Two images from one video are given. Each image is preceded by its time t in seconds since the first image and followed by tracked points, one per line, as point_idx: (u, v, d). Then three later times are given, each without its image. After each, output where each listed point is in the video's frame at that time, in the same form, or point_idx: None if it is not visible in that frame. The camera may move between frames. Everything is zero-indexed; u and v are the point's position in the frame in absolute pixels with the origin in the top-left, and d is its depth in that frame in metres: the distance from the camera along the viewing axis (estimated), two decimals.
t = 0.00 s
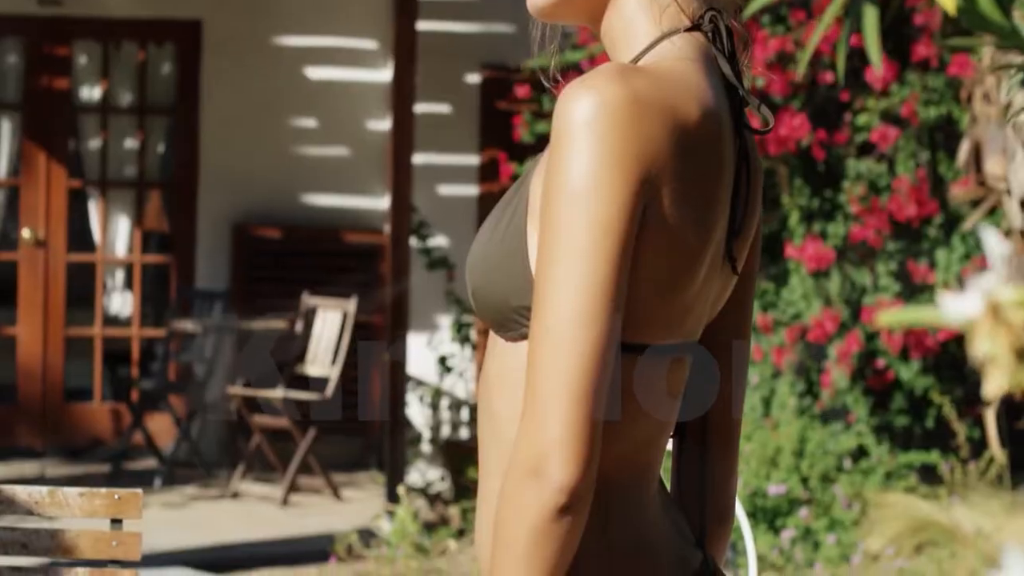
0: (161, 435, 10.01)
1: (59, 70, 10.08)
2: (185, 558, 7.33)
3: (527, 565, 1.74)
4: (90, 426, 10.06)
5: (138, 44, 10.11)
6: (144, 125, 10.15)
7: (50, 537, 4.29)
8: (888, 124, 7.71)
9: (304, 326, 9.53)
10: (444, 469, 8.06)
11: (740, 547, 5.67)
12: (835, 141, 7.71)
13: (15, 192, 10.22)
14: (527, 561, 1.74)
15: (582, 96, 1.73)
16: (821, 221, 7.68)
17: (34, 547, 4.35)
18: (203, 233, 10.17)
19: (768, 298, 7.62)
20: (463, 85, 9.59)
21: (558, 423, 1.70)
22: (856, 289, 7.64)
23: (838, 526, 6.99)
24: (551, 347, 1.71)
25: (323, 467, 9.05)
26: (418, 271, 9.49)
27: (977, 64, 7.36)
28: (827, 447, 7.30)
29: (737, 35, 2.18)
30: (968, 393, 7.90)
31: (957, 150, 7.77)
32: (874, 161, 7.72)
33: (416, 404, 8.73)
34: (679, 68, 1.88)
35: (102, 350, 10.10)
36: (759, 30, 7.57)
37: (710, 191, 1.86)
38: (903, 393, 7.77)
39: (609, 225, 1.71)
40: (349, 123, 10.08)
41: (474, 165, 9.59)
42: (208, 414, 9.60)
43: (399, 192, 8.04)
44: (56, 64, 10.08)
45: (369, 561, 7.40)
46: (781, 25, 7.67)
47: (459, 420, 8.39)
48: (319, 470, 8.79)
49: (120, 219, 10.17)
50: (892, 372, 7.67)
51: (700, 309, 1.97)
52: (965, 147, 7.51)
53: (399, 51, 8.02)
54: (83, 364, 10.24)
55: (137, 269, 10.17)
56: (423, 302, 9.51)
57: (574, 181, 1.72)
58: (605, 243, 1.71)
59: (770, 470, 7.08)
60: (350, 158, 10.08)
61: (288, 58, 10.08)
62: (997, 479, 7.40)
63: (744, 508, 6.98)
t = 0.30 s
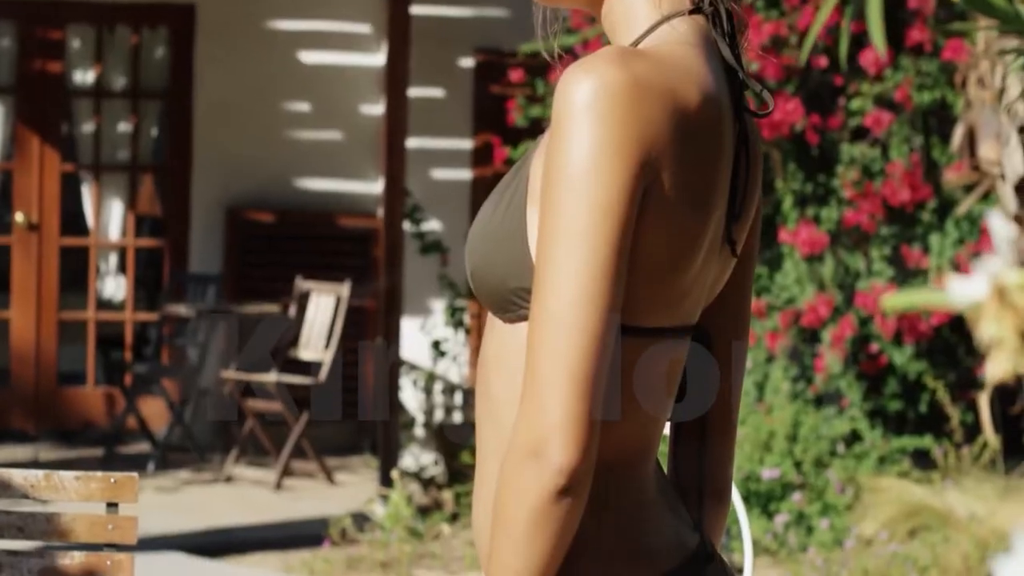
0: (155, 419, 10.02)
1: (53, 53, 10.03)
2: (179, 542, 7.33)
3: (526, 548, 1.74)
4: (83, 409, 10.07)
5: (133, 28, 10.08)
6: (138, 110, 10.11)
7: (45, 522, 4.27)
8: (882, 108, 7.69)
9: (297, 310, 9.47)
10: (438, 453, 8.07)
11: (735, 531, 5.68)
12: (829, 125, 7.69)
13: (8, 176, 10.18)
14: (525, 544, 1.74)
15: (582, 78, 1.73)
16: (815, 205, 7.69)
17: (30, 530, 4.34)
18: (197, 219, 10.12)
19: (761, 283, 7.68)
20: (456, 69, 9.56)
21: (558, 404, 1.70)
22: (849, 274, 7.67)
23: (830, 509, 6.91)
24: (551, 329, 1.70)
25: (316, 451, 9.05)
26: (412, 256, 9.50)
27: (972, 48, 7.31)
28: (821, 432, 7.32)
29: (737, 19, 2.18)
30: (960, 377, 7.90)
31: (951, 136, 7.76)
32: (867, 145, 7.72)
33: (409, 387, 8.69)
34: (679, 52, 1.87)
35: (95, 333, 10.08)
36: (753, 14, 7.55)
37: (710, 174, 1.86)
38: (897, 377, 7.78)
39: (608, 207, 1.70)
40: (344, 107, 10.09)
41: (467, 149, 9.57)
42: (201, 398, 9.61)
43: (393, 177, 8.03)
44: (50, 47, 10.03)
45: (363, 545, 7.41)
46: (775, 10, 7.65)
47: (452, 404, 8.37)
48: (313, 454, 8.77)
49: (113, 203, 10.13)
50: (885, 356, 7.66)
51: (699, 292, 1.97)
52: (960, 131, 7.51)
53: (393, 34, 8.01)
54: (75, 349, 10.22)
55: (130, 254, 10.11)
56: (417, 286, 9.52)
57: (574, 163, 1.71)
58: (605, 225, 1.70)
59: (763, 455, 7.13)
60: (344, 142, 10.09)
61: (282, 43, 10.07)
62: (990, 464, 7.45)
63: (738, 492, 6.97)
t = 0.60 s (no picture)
0: (149, 404, 10.04)
1: (47, 37, 10.00)
2: (174, 526, 7.32)
3: (525, 528, 1.74)
4: (79, 395, 10.06)
5: (127, 12, 10.03)
6: (132, 93, 10.09)
7: (43, 505, 4.18)
8: (876, 92, 7.68)
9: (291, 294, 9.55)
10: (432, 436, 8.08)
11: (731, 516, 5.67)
12: (824, 109, 7.68)
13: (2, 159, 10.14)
14: (525, 526, 1.73)
15: (581, 60, 1.73)
16: (809, 189, 7.68)
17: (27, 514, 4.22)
18: (193, 204, 10.13)
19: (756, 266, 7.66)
20: (451, 53, 9.54)
21: (558, 385, 1.69)
22: (844, 258, 7.67)
23: (825, 493, 6.92)
24: (550, 310, 1.70)
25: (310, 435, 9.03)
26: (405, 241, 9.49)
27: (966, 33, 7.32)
28: (815, 416, 7.30)
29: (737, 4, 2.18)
30: (955, 361, 7.93)
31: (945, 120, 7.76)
32: (862, 129, 7.70)
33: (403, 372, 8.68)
34: (679, 34, 1.87)
35: (89, 318, 10.05)
36: None
37: (709, 156, 1.85)
38: (891, 361, 7.79)
39: (607, 189, 1.70)
40: (338, 91, 10.09)
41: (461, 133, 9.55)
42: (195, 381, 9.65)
43: (387, 162, 8.01)
44: (43, 31, 9.99)
45: (358, 528, 7.40)
46: None
47: (446, 388, 8.34)
48: (308, 437, 8.77)
49: (107, 186, 10.09)
50: (880, 340, 7.64)
51: (697, 274, 1.96)
52: (954, 115, 7.51)
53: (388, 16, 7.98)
54: (70, 333, 10.18)
55: (124, 237, 10.08)
56: (411, 271, 9.53)
57: (574, 145, 1.71)
58: (605, 206, 1.70)
59: (758, 438, 7.12)
60: (338, 126, 10.09)
61: (277, 27, 10.03)
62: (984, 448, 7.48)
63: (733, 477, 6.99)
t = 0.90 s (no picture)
0: (143, 386, 10.03)
1: (40, 19, 9.89)
2: (169, 508, 7.32)
3: (523, 509, 1.73)
4: (73, 377, 10.01)
5: None
6: (126, 75, 10.05)
7: (39, 486, 4.12)
8: (871, 74, 7.67)
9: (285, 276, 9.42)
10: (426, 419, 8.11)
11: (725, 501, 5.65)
12: (819, 92, 7.68)
13: None
14: (523, 506, 1.73)
15: (580, 43, 1.72)
16: (804, 171, 7.68)
17: (23, 496, 4.16)
18: (187, 182, 10.14)
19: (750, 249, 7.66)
20: (446, 35, 9.50)
21: (557, 366, 1.69)
22: (838, 241, 7.69)
23: (818, 476, 6.83)
24: (548, 292, 1.70)
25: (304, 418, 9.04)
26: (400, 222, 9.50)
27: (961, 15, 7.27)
28: (809, 399, 7.25)
29: None
30: (950, 344, 7.94)
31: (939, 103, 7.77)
32: (856, 112, 7.71)
33: (397, 354, 8.73)
34: (678, 16, 1.86)
35: (83, 299, 10.03)
36: None
37: (708, 138, 1.85)
38: (885, 343, 7.80)
39: (605, 170, 1.69)
40: (332, 72, 10.07)
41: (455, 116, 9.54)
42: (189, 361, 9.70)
43: (382, 144, 7.99)
44: (36, 12, 9.88)
45: (351, 511, 7.41)
46: None
47: (439, 369, 8.37)
48: (302, 420, 8.77)
49: (101, 168, 10.06)
50: (874, 323, 7.67)
51: (697, 254, 1.96)
52: (949, 97, 7.40)
53: None
54: (63, 315, 10.15)
55: (117, 219, 10.07)
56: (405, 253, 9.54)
57: (573, 127, 1.70)
58: (604, 188, 1.69)
59: (752, 421, 7.12)
60: (332, 108, 10.07)
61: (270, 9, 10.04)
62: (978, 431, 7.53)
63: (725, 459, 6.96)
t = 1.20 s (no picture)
0: (134, 371, 10.02)
1: (33, 3, 9.93)
2: (161, 492, 7.32)
3: (514, 494, 1.67)
4: (63, 360, 10.02)
5: None
6: (118, 60, 10.07)
7: (32, 469, 4.08)
8: (863, 60, 7.69)
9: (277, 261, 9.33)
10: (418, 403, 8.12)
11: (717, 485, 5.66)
12: (810, 78, 7.69)
13: None
14: (515, 489, 1.67)
15: (574, 25, 1.65)
16: (795, 156, 7.70)
17: (17, 480, 4.11)
18: (178, 166, 10.11)
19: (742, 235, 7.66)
20: (438, 20, 9.50)
21: (548, 352, 1.61)
22: (830, 226, 7.69)
23: (810, 461, 6.82)
24: (539, 276, 1.62)
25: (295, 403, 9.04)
26: (392, 207, 9.50)
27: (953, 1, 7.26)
28: (800, 383, 7.25)
29: None
30: (941, 330, 7.98)
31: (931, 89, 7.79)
32: (848, 98, 7.70)
33: (389, 339, 8.74)
34: None
35: (74, 284, 10.03)
36: None
37: (702, 122, 1.79)
38: (877, 330, 7.80)
39: (600, 151, 1.62)
40: (324, 58, 9.97)
41: (447, 100, 9.53)
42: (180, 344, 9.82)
43: (374, 130, 8.03)
44: None
45: (343, 495, 7.42)
46: None
47: (431, 354, 8.40)
48: (293, 405, 8.77)
49: (93, 152, 10.08)
50: (865, 309, 7.67)
51: (688, 241, 1.91)
52: (941, 82, 7.23)
53: None
54: (56, 299, 10.19)
55: (109, 204, 10.09)
56: (397, 238, 9.52)
57: (566, 108, 1.63)
58: (597, 171, 1.62)
59: (743, 407, 7.07)
60: (325, 94, 9.99)
61: None
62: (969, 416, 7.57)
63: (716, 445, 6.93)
